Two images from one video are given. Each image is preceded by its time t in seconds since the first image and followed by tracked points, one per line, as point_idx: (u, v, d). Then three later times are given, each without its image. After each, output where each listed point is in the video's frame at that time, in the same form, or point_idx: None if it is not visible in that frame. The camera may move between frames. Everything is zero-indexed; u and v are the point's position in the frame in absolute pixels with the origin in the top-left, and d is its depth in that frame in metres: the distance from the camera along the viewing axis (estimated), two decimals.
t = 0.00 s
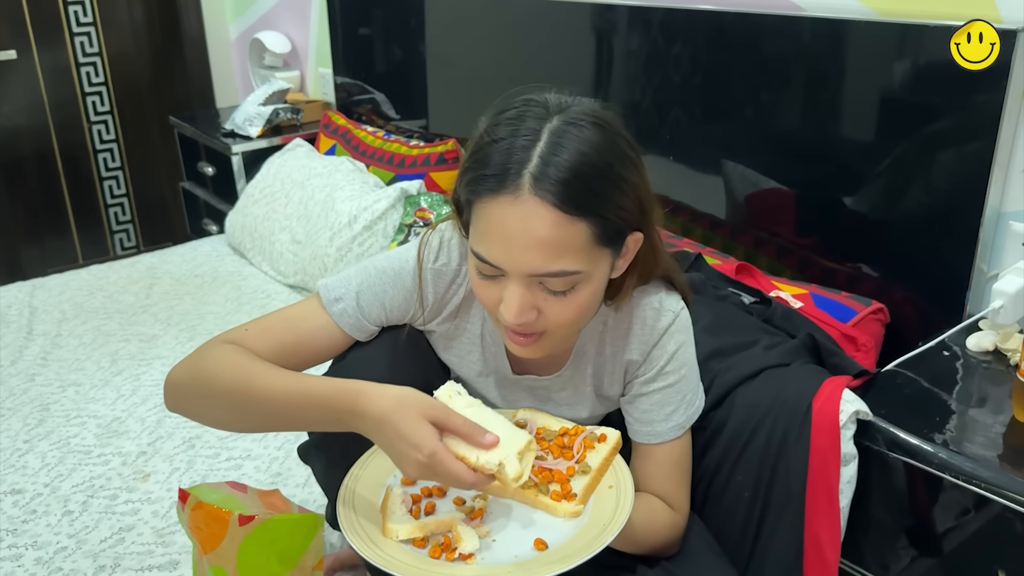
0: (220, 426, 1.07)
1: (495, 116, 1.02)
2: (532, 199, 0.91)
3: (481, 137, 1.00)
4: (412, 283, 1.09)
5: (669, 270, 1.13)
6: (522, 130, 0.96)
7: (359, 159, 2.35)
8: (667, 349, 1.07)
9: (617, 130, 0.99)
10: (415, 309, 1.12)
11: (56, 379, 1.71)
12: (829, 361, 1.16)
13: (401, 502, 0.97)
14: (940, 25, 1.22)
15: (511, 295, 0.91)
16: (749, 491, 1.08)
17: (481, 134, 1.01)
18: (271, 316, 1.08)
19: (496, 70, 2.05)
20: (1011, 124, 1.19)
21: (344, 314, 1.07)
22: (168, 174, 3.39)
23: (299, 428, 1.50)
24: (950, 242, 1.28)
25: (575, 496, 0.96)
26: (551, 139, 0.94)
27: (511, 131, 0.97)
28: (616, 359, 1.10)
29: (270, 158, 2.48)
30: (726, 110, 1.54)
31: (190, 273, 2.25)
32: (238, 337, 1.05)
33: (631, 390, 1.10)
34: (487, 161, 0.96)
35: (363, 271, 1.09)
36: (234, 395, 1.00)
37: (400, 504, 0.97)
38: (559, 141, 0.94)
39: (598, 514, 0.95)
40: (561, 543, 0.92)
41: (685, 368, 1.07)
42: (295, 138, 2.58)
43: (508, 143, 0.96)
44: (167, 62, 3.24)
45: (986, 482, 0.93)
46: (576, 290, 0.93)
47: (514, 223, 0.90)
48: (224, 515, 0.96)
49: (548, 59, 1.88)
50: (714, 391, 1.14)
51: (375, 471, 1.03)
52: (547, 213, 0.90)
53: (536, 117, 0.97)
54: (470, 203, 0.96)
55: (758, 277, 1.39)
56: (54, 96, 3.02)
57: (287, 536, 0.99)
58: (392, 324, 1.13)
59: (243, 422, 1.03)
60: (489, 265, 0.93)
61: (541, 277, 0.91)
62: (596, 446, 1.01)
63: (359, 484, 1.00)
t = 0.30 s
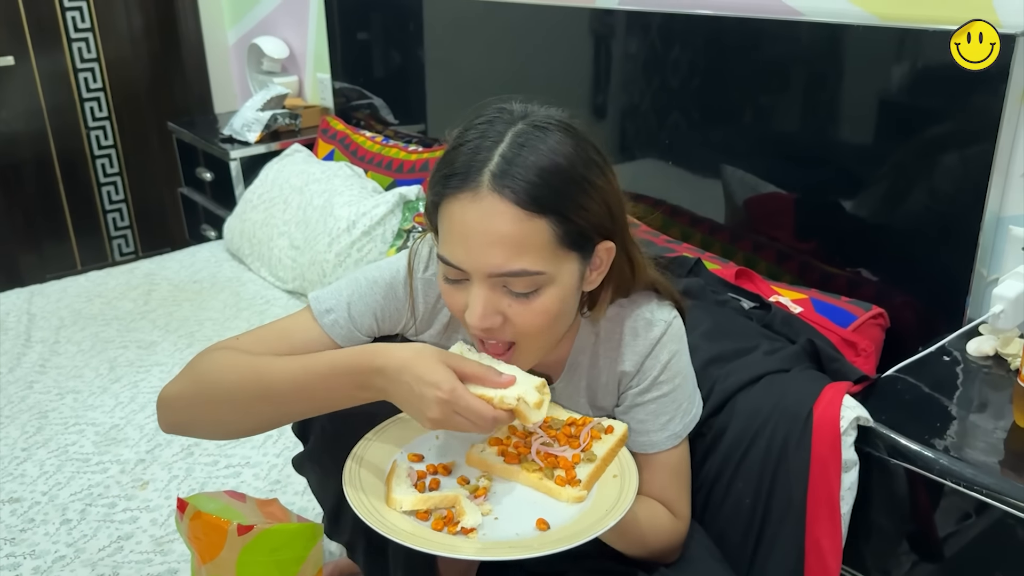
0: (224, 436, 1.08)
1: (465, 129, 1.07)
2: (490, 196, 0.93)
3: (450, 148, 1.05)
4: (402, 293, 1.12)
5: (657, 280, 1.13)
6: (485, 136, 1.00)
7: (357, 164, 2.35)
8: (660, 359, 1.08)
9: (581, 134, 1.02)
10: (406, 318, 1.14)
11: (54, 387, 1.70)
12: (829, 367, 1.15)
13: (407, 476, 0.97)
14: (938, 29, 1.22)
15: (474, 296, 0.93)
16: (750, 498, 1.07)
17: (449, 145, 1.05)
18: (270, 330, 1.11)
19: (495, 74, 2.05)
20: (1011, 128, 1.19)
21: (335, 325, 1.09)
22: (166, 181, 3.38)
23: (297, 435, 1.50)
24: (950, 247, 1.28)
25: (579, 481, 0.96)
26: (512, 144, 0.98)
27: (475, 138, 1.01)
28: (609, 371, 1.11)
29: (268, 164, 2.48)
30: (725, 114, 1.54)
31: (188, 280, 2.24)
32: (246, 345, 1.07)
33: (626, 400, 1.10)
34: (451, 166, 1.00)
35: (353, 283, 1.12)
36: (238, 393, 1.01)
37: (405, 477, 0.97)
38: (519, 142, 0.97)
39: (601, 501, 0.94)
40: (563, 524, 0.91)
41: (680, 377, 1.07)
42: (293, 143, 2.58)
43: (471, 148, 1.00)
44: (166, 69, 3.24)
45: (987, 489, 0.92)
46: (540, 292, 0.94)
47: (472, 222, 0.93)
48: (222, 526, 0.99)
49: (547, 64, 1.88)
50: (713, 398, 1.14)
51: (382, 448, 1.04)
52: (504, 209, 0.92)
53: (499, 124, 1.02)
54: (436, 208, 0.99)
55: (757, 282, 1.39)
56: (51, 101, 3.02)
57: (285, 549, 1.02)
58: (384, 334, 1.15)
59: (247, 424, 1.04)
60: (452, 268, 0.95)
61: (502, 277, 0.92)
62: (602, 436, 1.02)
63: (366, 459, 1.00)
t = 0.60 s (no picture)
0: (221, 442, 1.07)
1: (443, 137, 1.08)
2: (467, 193, 0.94)
3: (428, 156, 1.05)
4: (396, 297, 1.13)
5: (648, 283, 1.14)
6: (461, 140, 1.01)
7: (353, 168, 2.34)
8: (656, 364, 1.07)
9: (557, 135, 1.03)
10: (400, 324, 1.14)
11: (49, 392, 1.70)
12: (827, 370, 1.15)
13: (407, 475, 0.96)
14: (935, 31, 1.22)
15: (455, 296, 0.92)
16: (748, 503, 1.07)
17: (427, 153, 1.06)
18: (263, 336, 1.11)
19: (491, 77, 2.04)
20: (1008, 130, 1.19)
21: (329, 331, 1.10)
22: (163, 184, 3.38)
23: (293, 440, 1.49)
24: (948, 249, 1.27)
25: (580, 478, 0.96)
26: (486, 147, 0.98)
27: (452, 142, 1.02)
28: (606, 378, 1.11)
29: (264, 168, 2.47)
30: (723, 116, 1.53)
31: (184, 284, 2.23)
32: (241, 350, 1.07)
33: (623, 406, 1.09)
34: (428, 170, 1.00)
35: (346, 289, 1.12)
36: (235, 394, 1.01)
37: (405, 475, 0.96)
38: (495, 143, 0.98)
39: (602, 497, 0.93)
40: (565, 521, 0.91)
41: (675, 383, 1.07)
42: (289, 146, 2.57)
43: (447, 152, 1.00)
44: (162, 73, 3.23)
45: (986, 493, 0.92)
46: (522, 291, 0.93)
47: (449, 220, 0.93)
48: (217, 534, 1.01)
49: (544, 67, 1.88)
50: (711, 402, 1.13)
51: (384, 444, 1.03)
52: (480, 206, 0.92)
53: (476, 128, 1.03)
54: (416, 213, 0.99)
55: (755, 284, 1.39)
56: (47, 105, 3.01)
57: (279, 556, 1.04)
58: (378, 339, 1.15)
59: (244, 426, 1.03)
60: (432, 270, 0.94)
61: (482, 275, 0.91)
62: (602, 435, 1.01)
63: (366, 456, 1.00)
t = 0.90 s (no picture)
0: (214, 441, 1.06)
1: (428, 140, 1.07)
2: (454, 199, 0.93)
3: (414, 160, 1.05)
4: (390, 298, 1.12)
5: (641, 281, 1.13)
6: (447, 143, 1.01)
7: (348, 168, 2.34)
8: (650, 364, 1.07)
9: (544, 135, 1.03)
10: (393, 324, 1.14)
11: (42, 393, 1.69)
12: (821, 370, 1.15)
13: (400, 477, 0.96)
14: (930, 30, 1.21)
15: (445, 302, 0.92)
16: (742, 503, 1.07)
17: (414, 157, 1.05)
18: (255, 337, 1.10)
19: (486, 77, 2.04)
20: (1003, 129, 1.19)
21: (321, 331, 1.09)
22: (157, 185, 3.36)
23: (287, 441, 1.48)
24: (943, 249, 1.27)
25: (574, 479, 0.95)
26: (471, 151, 0.98)
27: (438, 146, 1.01)
28: (600, 378, 1.10)
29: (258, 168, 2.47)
30: (718, 116, 1.53)
31: (178, 284, 2.22)
32: (234, 350, 1.06)
33: (617, 406, 1.09)
34: (415, 174, 0.99)
35: (339, 289, 1.12)
36: (228, 391, 1.00)
37: (397, 478, 0.95)
38: (481, 146, 0.98)
39: (596, 497, 0.93)
40: (558, 521, 0.90)
41: (669, 383, 1.06)
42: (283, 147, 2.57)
43: (433, 156, 1.00)
44: (156, 74, 3.22)
45: (980, 493, 0.92)
46: (513, 294, 0.93)
47: (437, 225, 0.92)
48: (207, 536, 1.02)
49: (539, 67, 1.87)
50: (705, 402, 1.13)
51: (377, 446, 1.03)
52: (468, 211, 0.92)
53: (462, 130, 1.02)
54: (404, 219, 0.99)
55: (749, 284, 1.39)
56: (41, 106, 3.00)
57: (270, 557, 1.05)
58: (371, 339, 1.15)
59: (237, 424, 1.02)
60: (422, 276, 0.94)
61: (472, 280, 0.91)
62: (595, 435, 1.01)
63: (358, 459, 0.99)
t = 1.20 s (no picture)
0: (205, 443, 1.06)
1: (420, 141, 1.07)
2: (446, 202, 0.93)
3: (406, 162, 1.04)
4: (382, 298, 1.12)
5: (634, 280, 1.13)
6: (438, 145, 1.00)
7: (341, 168, 2.33)
8: (643, 363, 1.07)
9: (536, 136, 1.02)
10: (386, 325, 1.14)
11: (34, 394, 1.68)
12: (815, 370, 1.15)
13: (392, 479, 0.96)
14: (924, 29, 1.21)
15: (438, 305, 0.92)
16: (736, 502, 1.06)
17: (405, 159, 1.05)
18: (247, 338, 1.10)
19: (481, 77, 2.04)
20: (996, 128, 1.19)
21: (313, 331, 1.09)
22: (150, 185, 3.35)
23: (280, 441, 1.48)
24: (937, 247, 1.27)
25: (567, 479, 0.95)
26: (463, 153, 0.97)
27: (429, 148, 1.01)
28: (594, 378, 1.10)
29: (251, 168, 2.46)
30: (712, 116, 1.53)
31: (171, 285, 2.21)
32: (225, 351, 1.06)
33: (611, 406, 1.09)
34: (406, 177, 0.99)
35: (331, 289, 1.12)
36: (218, 393, 1.00)
37: (389, 480, 0.95)
38: (473, 147, 0.97)
39: (589, 498, 0.93)
40: (552, 522, 0.90)
41: (663, 382, 1.06)
42: (277, 146, 2.56)
43: (425, 158, 0.99)
44: (149, 74, 3.21)
45: (973, 491, 0.92)
46: (506, 297, 0.92)
47: (429, 228, 0.92)
48: (199, 536, 1.02)
49: (532, 66, 1.87)
50: (699, 402, 1.13)
51: (368, 448, 1.02)
52: (460, 214, 0.92)
53: (454, 131, 1.02)
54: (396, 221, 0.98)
55: (743, 284, 1.39)
56: (34, 106, 2.99)
57: (262, 559, 1.05)
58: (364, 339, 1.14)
59: (228, 426, 1.02)
60: (415, 279, 0.93)
61: (465, 283, 0.91)
62: (588, 435, 1.01)
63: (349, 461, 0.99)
